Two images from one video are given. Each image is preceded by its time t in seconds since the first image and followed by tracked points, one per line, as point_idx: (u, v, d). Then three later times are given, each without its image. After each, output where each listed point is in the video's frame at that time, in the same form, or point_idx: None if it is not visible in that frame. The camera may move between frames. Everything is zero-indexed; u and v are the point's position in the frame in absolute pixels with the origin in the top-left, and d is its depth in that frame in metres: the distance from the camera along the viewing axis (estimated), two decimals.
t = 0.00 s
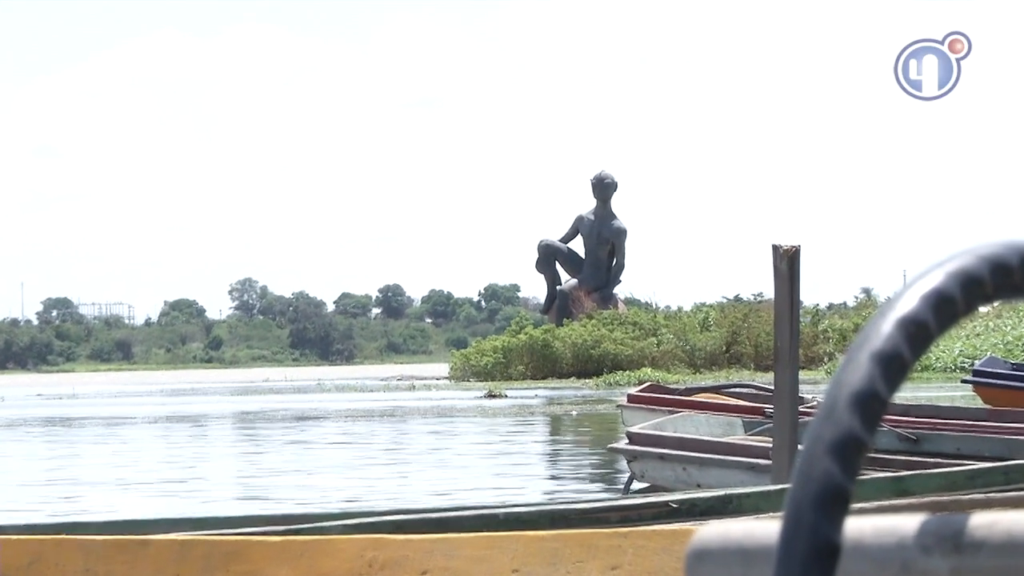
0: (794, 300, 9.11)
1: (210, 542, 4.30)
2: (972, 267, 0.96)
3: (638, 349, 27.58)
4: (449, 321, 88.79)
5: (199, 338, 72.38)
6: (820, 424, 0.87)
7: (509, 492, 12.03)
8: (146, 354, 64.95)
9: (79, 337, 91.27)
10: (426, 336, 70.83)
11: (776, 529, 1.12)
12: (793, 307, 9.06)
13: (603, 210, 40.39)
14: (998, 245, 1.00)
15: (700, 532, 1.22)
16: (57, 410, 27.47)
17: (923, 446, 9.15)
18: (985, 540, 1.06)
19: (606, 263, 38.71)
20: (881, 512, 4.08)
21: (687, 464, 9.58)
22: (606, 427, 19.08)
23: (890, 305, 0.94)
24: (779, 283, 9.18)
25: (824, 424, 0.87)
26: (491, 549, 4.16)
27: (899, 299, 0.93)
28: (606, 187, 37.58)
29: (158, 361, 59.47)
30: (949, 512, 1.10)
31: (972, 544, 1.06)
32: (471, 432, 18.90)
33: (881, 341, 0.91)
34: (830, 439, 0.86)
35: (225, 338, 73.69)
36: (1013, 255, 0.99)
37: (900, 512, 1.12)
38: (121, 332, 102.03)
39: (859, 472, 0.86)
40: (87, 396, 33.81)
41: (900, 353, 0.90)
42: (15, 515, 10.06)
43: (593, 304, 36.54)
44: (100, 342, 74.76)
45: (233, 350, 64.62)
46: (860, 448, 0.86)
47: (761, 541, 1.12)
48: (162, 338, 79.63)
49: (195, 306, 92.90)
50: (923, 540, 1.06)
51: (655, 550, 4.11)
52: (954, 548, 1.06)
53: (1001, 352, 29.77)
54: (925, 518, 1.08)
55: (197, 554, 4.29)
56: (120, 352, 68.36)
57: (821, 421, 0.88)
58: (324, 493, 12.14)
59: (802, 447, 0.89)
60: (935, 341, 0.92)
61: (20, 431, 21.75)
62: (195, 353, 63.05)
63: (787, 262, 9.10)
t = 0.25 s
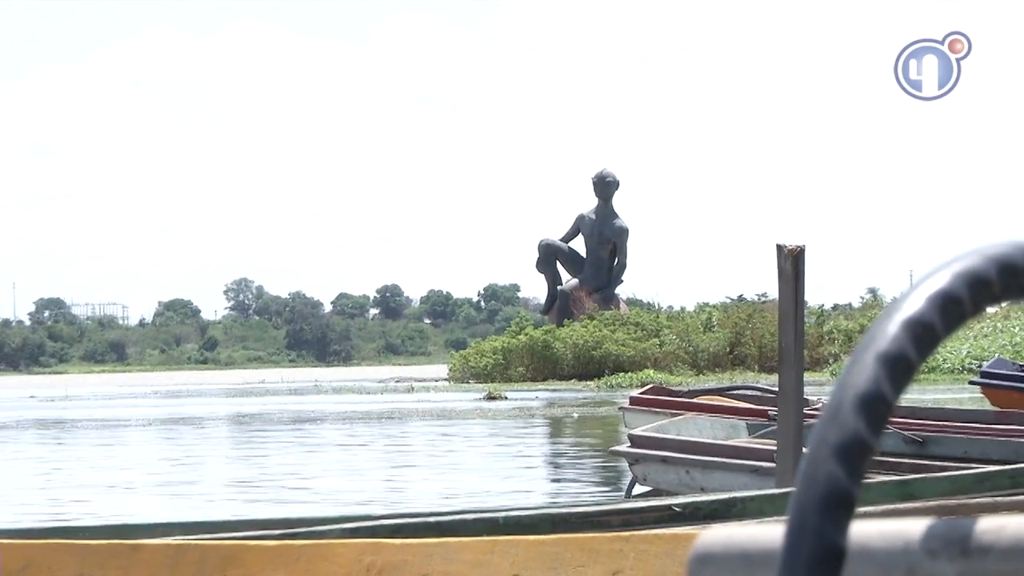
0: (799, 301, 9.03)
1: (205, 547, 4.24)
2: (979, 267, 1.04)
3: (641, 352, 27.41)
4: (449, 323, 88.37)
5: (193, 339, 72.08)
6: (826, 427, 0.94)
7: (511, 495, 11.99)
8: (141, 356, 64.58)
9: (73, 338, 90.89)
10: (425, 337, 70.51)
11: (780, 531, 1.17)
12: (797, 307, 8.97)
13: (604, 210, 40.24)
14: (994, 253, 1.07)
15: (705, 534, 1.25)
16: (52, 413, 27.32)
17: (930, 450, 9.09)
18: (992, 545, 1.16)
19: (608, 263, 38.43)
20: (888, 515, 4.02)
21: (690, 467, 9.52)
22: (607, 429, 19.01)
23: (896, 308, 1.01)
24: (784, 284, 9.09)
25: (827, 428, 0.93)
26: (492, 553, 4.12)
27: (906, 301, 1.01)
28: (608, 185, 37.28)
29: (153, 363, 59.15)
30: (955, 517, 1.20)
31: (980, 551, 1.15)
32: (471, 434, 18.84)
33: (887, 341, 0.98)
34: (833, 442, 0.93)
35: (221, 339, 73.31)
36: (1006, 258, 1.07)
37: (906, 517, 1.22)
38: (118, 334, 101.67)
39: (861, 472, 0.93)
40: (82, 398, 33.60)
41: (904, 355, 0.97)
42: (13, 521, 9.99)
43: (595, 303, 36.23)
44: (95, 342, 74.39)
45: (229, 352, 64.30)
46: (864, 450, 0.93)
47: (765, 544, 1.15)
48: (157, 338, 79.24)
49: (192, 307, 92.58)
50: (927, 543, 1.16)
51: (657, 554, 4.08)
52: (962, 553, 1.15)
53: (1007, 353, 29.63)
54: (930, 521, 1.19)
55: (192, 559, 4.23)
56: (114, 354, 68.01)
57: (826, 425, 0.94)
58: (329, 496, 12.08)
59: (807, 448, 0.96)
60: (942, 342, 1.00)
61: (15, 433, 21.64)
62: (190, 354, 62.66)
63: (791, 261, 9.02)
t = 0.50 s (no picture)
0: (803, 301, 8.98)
1: (201, 550, 4.20)
2: (983, 267, 1.01)
3: (642, 353, 27.34)
4: (449, 324, 88.26)
5: (190, 341, 71.90)
6: (827, 430, 0.90)
7: (510, 498, 11.93)
8: (138, 358, 64.53)
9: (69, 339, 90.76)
10: (424, 338, 70.41)
11: (779, 537, 1.12)
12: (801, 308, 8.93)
13: (605, 210, 40.18)
14: (998, 254, 1.03)
15: (703, 540, 1.21)
16: (48, 415, 27.28)
17: (933, 451, 9.06)
18: (997, 549, 1.04)
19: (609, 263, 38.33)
20: (890, 519, 3.98)
21: (693, 470, 9.48)
22: (608, 432, 18.95)
23: (900, 305, 0.97)
24: (787, 285, 9.05)
25: (830, 429, 0.90)
26: (492, 556, 4.09)
27: (910, 298, 0.97)
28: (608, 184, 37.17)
29: (149, 365, 59.08)
30: (962, 521, 1.08)
31: (983, 554, 1.04)
32: (470, 436, 18.79)
33: (890, 342, 0.94)
34: (836, 445, 0.89)
35: (217, 341, 73.25)
36: (1010, 258, 1.03)
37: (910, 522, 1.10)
38: (114, 335, 101.56)
39: (867, 479, 0.89)
40: (78, 400, 33.55)
41: (908, 356, 0.93)
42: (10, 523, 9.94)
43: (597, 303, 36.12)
44: (91, 343, 74.33)
45: (226, 352, 64.24)
46: (869, 452, 0.89)
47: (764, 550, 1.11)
48: (153, 339, 79.18)
49: (190, 309, 92.48)
50: (930, 548, 1.04)
51: (659, 560, 4.08)
52: (965, 558, 1.03)
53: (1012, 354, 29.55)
54: (935, 523, 1.06)
55: (189, 562, 4.19)
56: (111, 354, 67.96)
57: (829, 427, 0.90)
58: (328, 499, 12.02)
59: (808, 453, 0.91)
60: (945, 342, 0.96)
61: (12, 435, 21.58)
62: (186, 354, 62.50)
63: (795, 262, 8.98)
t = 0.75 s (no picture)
0: (806, 299, 8.93)
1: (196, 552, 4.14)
2: (991, 266, 1.02)
3: (644, 352, 27.18)
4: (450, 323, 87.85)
5: (185, 340, 71.50)
6: (834, 430, 0.92)
7: (510, 499, 11.89)
8: (131, 357, 64.00)
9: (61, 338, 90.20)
10: (424, 338, 70.03)
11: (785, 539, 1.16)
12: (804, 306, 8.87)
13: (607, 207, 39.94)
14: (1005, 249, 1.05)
15: (713, 539, 1.22)
16: (40, 415, 27.09)
17: (941, 453, 9.01)
18: (1008, 553, 1.10)
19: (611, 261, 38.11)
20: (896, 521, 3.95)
21: (695, 472, 9.42)
22: (610, 433, 18.85)
23: (906, 306, 0.99)
24: (791, 283, 9.01)
25: (836, 431, 0.92)
26: (491, 560, 4.03)
27: (915, 300, 0.99)
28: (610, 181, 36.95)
29: (143, 364, 58.65)
30: (966, 522, 1.16)
31: (994, 557, 1.10)
32: (469, 437, 18.72)
33: (897, 342, 0.96)
34: (842, 447, 0.91)
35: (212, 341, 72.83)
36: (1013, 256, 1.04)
37: (913, 522, 1.18)
38: (106, 334, 100.85)
39: (872, 481, 0.91)
40: (72, 400, 33.29)
41: (915, 356, 0.95)
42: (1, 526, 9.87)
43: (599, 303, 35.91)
44: (83, 343, 73.77)
45: (222, 352, 63.86)
46: (874, 455, 0.92)
47: (772, 548, 1.13)
48: (145, 339, 78.71)
49: (187, 310, 92.08)
50: (943, 551, 1.12)
51: (662, 562, 4.01)
52: (973, 560, 1.11)
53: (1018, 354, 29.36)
54: (945, 528, 1.14)
55: (184, 566, 4.12)
56: (103, 354, 67.41)
57: (834, 427, 0.93)
58: (325, 500, 11.97)
59: (815, 456, 0.94)
60: (952, 342, 0.98)
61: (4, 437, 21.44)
62: (182, 355, 62.12)
63: (799, 261, 8.95)
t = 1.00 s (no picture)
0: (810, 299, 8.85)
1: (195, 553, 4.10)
2: (996, 266, 1.00)
3: (646, 352, 27.07)
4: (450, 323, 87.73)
5: (181, 340, 71.30)
6: (835, 434, 0.89)
7: (509, 501, 11.86)
8: (128, 356, 63.92)
9: (57, 337, 90.03)
10: (423, 338, 69.84)
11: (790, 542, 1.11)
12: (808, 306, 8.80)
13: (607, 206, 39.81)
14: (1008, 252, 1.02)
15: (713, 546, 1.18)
16: (37, 415, 27.03)
17: (945, 454, 8.97)
18: (1012, 555, 1.07)
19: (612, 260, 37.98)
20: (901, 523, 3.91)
21: (697, 473, 9.38)
22: (611, 434, 18.78)
23: (911, 306, 0.96)
24: (795, 282, 8.94)
25: (840, 432, 0.89)
26: (491, 560, 3.98)
27: (920, 300, 0.96)
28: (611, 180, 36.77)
29: (139, 364, 58.57)
30: (973, 529, 1.12)
31: (994, 562, 1.07)
32: (468, 438, 18.69)
33: (901, 343, 0.93)
34: (846, 447, 0.88)
35: (208, 341, 72.74)
36: (1017, 259, 1.01)
37: (920, 527, 1.15)
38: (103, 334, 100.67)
39: (877, 482, 0.88)
40: (70, 401, 33.22)
41: (920, 356, 0.92)
42: None
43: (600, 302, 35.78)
44: (78, 343, 73.66)
45: (219, 352, 63.70)
46: (879, 455, 0.89)
47: (776, 554, 1.08)
48: (141, 338, 78.61)
49: (186, 311, 91.95)
50: (944, 555, 1.09)
51: (665, 562, 3.97)
52: (978, 561, 1.08)
53: None
54: (944, 530, 1.12)
55: (181, 568, 4.08)
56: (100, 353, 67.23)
57: (836, 431, 0.90)
58: (325, 501, 11.95)
59: (817, 457, 0.91)
60: (956, 344, 0.95)
61: (1, 438, 21.39)
62: (177, 354, 61.91)
63: (804, 259, 8.86)
